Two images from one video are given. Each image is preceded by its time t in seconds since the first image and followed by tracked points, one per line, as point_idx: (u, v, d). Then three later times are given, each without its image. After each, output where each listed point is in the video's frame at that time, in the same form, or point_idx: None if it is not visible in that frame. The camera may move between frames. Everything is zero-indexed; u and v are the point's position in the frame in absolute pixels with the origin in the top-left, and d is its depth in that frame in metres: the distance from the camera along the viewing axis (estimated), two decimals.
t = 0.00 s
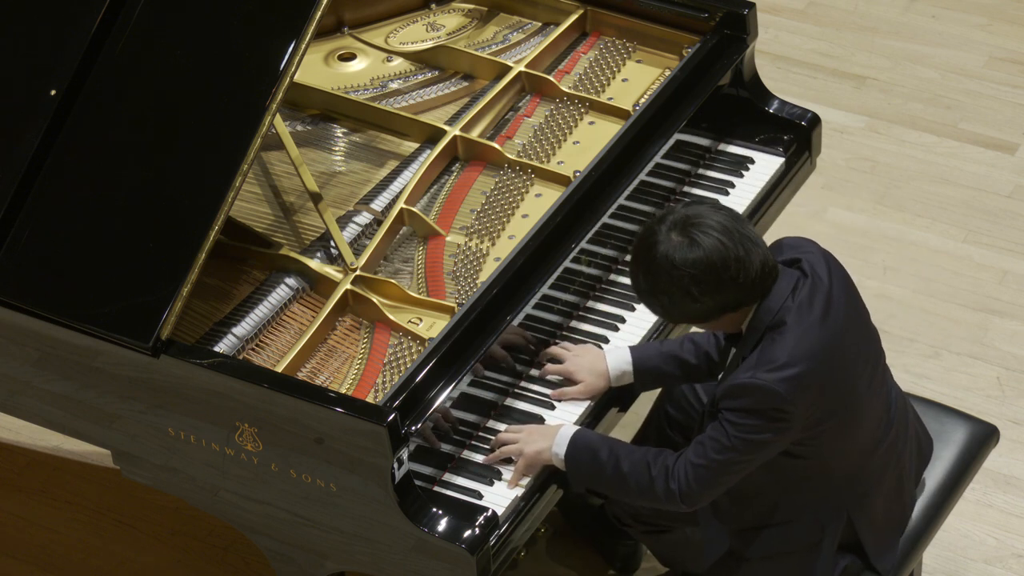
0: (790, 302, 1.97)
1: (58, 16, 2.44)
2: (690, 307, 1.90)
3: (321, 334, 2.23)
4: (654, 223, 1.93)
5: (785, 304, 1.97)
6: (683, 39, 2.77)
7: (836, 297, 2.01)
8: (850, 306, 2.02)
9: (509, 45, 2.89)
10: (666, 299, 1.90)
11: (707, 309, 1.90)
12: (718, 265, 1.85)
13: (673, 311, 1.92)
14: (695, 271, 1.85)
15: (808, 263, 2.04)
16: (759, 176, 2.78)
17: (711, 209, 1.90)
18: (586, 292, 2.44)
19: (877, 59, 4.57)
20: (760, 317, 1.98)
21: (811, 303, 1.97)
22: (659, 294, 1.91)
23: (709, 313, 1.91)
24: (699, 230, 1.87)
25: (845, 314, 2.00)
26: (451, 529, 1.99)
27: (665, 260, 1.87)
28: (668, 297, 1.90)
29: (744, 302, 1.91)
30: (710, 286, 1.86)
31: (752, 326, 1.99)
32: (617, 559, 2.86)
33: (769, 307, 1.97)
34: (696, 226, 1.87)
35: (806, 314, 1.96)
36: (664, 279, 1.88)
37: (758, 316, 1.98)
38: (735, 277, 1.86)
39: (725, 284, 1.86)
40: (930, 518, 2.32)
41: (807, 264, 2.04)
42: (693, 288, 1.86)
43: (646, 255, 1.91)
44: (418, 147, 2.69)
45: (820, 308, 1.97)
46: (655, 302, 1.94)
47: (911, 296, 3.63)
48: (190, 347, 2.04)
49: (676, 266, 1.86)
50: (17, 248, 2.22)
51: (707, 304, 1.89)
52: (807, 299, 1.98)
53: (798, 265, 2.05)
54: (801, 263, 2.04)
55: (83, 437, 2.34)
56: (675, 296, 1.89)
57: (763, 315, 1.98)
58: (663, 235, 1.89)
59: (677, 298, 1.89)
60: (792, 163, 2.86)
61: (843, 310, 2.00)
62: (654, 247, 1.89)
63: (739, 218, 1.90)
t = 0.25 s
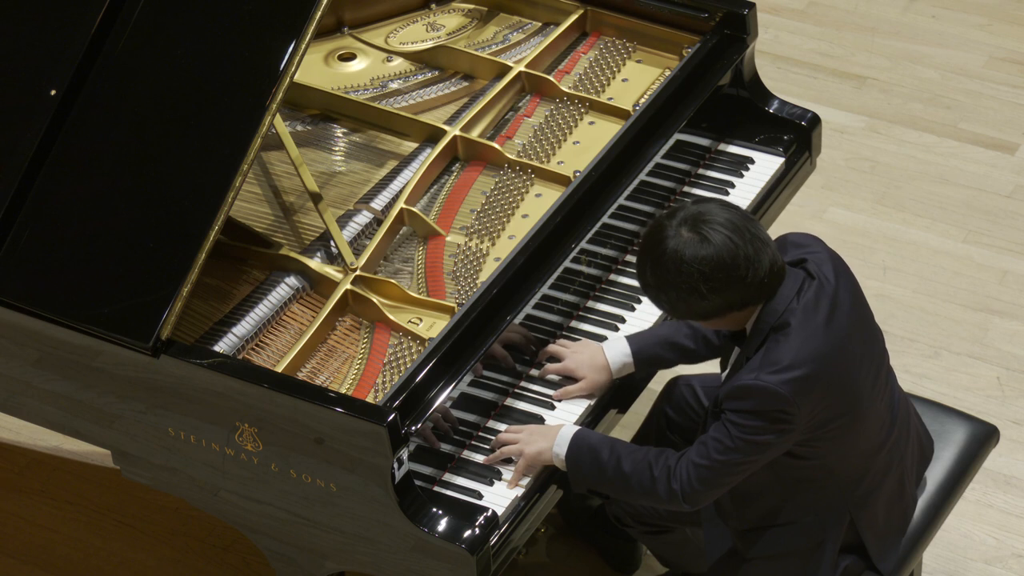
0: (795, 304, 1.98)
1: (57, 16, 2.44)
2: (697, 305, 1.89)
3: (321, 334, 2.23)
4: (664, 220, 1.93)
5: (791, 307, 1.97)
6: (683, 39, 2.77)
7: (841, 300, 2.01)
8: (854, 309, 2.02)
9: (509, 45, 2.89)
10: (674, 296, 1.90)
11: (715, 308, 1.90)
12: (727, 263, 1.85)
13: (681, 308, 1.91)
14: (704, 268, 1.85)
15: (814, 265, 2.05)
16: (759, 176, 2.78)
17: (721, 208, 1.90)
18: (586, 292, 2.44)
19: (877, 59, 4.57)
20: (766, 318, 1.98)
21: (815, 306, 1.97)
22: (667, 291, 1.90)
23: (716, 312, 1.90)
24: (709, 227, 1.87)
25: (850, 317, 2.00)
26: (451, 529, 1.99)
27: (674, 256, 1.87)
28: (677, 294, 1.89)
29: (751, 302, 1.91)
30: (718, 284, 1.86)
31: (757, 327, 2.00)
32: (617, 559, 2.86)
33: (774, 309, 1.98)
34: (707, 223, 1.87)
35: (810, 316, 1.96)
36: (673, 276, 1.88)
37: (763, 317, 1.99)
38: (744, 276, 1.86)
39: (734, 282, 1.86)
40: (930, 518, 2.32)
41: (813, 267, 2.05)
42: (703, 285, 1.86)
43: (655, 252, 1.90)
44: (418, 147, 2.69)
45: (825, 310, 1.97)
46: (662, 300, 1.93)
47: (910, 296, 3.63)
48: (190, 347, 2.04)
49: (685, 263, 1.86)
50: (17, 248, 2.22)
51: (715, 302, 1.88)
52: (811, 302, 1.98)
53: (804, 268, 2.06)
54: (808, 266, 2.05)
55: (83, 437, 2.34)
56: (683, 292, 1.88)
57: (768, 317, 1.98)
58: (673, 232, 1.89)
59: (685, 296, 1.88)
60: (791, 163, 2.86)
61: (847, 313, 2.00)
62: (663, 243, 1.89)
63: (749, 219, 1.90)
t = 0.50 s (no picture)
0: (798, 303, 1.97)
1: (57, 16, 2.44)
2: (702, 300, 1.89)
3: (321, 334, 2.23)
4: (671, 213, 1.92)
5: (794, 306, 1.97)
6: (683, 39, 2.77)
7: (844, 300, 2.01)
8: (857, 309, 2.02)
9: (509, 45, 2.89)
10: (680, 290, 1.89)
11: (720, 303, 1.90)
12: (735, 259, 1.85)
13: (686, 302, 1.91)
14: (712, 263, 1.85)
15: (818, 265, 2.05)
16: (759, 176, 2.78)
17: (730, 204, 1.90)
18: (585, 292, 2.44)
19: (877, 59, 4.57)
20: (769, 317, 1.98)
21: (818, 305, 1.97)
22: (673, 284, 1.90)
23: (721, 306, 1.90)
24: (718, 222, 1.86)
25: (851, 317, 2.00)
26: (451, 529, 1.99)
27: (682, 250, 1.86)
28: (683, 288, 1.89)
29: (756, 299, 1.91)
30: (725, 280, 1.85)
31: (760, 326, 2.00)
32: (617, 559, 2.86)
33: (777, 308, 1.98)
34: (716, 218, 1.87)
35: (812, 316, 1.96)
36: (680, 270, 1.87)
37: (766, 317, 1.99)
38: (750, 274, 1.86)
39: (739, 279, 1.86)
40: (931, 518, 2.32)
41: (817, 267, 2.04)
42: (709, 280, 1.86)
43: (662, 245, 1.90)
44: (418, 147, 2.69)
45: (827, 310, 1.97)
46: (667, 293, 1.93)
47: (911, 296, 3.63)
48: (190, 347, 2.04)
49: (693, 257, 1.86)
50: (17, 247, 2.22)
51: (720, 298, 1.88)
52: (814, 301, 1.98)
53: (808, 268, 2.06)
54: (811, 267, 2.05)
55: (83, 437, 2.34)
56: (690, 286, 1.88)
57: (771, 316, 1.98)
58: (682, 225, 1.88)
59: (691, 290, 1.88)
60: (792, 163, 2.86)
61: (850, 313, 2.00)
62: (671, 236, 1.89)
63: (758, 216, 1.90)
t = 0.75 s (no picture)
0: (796, 302, 1.98)
1: (57, 16, 2.43)
2: (702, 295, 1.89)
3: (321, 334, 2.23)
4: (672, 208, 1.92)
5: (792, 305, 1.98)
6: (683, 39, 2.77)
7: (842, 298, 2.01)
8: (857, 307, 2.02)
9: (509, 45, 2.89)
10: (679, 284, 1.89)
11: (720, 299, 1.89)
12: (735, 254, 1.84)
13: (686, 296, 1.91)
14: (713, 257, 1.84)
15: (816, 265, 2.05)
16: (759, 176, 2.78)
17: (732, 201, 1.90)
18: (586, 292, 2.44)
19: (877, 59, 4.57)
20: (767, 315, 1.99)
21: (817, 303, 1.98)
22: (673, 278, 1.89)
23: (721, 302, 1.90)
24: (719, 216, 1.86)
25: (851, 315, 2.00)
26: (451, 529, 1.99)
27: (683, 243, 1.86)
28: (683, 282, 1.88)
29: (756, 296, 1.91)
30: (725, 275, 1.85)
31: (758, 324, 2.00)
32: (617, 559, 2.86)
33: (775, 306, 1.98)
34: (717, 213, 1.87)
35: (810, 314, 1.96)
36: (680, 264, 1.87)
37: (765, 316, 1.99)
38: (751, 270, 1.86)
39: (740, 275, 1.86)
40: (931, 518, 2.32)
41: (815, 265, 2.05)
42: (709, 275, 1.85)
43: (662, 239, 1.90)
44: (418, 146, 2.69)
45: (826, 308, 1.97)
46: (666, 287, 1.93)
47: (911, 296, 3.63)
48: (190, 347, 2.04)
49: (693, 251, 1.85)
50: (17, 247, 2.22)
51: (720, 293, 1.88)
52: (812, 299, 1.98)
53: (806, 266, 2.06)
54: (809, 265, 2.05)
55: (83, 437, 2.34)
56: (690, 280, 1.87)
57: (770, 315, 1.98)
58: (682, 219, 1.88)
59: (691, 285, 1.88)
60: (792, 163, 2.86)
61: (849, 311, 2.00)
62: (672, 230, 1.89)
63: (759, 213, 1.90)
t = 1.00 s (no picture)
0: (790, 301, 1.98)
1: (57, 16, 2.43)
2: (699, 291, 1.90)
3: (321, 334, 2.23)
4: (672, 202, 1.92)
5: (787, 304, 1.98)
6: (683, 39, 2.77)
7: (836, 296, 2.01)
8: (852, 306, 2.02)
9: (509, 45, 2.89)
10: (677, 279, 1.90)
11: (717, 295, 1.90)
12: (734, 252, 1.85)
13: (683, 290, 1.92)
14: (711, 254, 1.85)
15: (810, 262, 2.05)
16: (759, 177, 2.78)
17: (733, 197, 1.89)
18: (586, 292, 2.44)
19: (877, 59, 4.57)
20: (762, 313, 1.99)
21: (811, 303, 1.98)
22: (670, 273, 1.90)
23: (716, 297, 1.90)
24: (718, 214, 1.86)
25: (846, 315, 2.00)
26: (451, 529, 1.99)
27: (681, 240, 1.86)
28: (680, 277, 1.89)
29: (754, 292, 1.91)
30: (723, 273, 1.86)
31: (753, 321, 2.01)
32: (617, 559, 2.86)
33: (770, 304, 1.99)
34: (716, 210, 1.86)
35: (805, 313, 1.96)
36: (678, 259, 1.88)
37: (761, 315, 1.99)
38: (749, 268, 1.86)
39: (737, 273, 1.86)
40: (931, 518, 2.32)
41: (809, 263, 2.05)
42: (706, 272, 1.86)
43: (661, 234, 1.90)
44: (418, 146, 2.69)
45: (820, 307, 1.98)
46: (664, 280, 1.93)
47: (911, 296, 3.63)
48: (190, 347, 2.04)
49: (691, 247, 1.86)
50: (18, 247, 2.22)
51: (717, 290, 1.88)
52: (807, 299, 1.98)
53: (800, 263, 2.06)
54: (803, 263, 2.05)
55: (83, 437, 2.34)
56: (687, 276, 1.88)
57: (766, 313, 1.98)
58: (681, 215, 1.88)
59: (688, 280, 1.88)
60: (792, 163, 2.85)
61: (843, 311, 2.00)
62: (670, 225, 1.89)
63: (759, 210, 1.89)
